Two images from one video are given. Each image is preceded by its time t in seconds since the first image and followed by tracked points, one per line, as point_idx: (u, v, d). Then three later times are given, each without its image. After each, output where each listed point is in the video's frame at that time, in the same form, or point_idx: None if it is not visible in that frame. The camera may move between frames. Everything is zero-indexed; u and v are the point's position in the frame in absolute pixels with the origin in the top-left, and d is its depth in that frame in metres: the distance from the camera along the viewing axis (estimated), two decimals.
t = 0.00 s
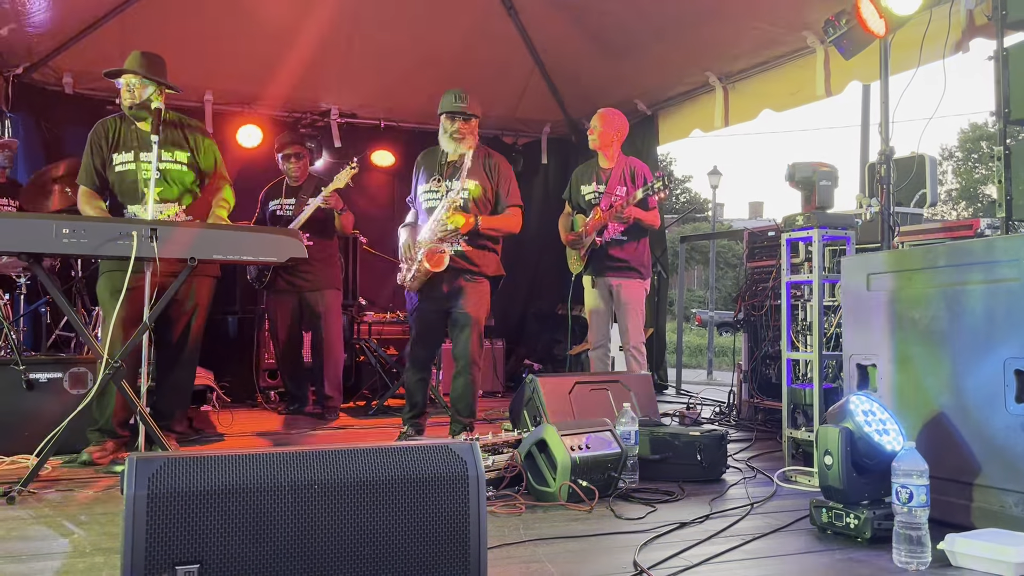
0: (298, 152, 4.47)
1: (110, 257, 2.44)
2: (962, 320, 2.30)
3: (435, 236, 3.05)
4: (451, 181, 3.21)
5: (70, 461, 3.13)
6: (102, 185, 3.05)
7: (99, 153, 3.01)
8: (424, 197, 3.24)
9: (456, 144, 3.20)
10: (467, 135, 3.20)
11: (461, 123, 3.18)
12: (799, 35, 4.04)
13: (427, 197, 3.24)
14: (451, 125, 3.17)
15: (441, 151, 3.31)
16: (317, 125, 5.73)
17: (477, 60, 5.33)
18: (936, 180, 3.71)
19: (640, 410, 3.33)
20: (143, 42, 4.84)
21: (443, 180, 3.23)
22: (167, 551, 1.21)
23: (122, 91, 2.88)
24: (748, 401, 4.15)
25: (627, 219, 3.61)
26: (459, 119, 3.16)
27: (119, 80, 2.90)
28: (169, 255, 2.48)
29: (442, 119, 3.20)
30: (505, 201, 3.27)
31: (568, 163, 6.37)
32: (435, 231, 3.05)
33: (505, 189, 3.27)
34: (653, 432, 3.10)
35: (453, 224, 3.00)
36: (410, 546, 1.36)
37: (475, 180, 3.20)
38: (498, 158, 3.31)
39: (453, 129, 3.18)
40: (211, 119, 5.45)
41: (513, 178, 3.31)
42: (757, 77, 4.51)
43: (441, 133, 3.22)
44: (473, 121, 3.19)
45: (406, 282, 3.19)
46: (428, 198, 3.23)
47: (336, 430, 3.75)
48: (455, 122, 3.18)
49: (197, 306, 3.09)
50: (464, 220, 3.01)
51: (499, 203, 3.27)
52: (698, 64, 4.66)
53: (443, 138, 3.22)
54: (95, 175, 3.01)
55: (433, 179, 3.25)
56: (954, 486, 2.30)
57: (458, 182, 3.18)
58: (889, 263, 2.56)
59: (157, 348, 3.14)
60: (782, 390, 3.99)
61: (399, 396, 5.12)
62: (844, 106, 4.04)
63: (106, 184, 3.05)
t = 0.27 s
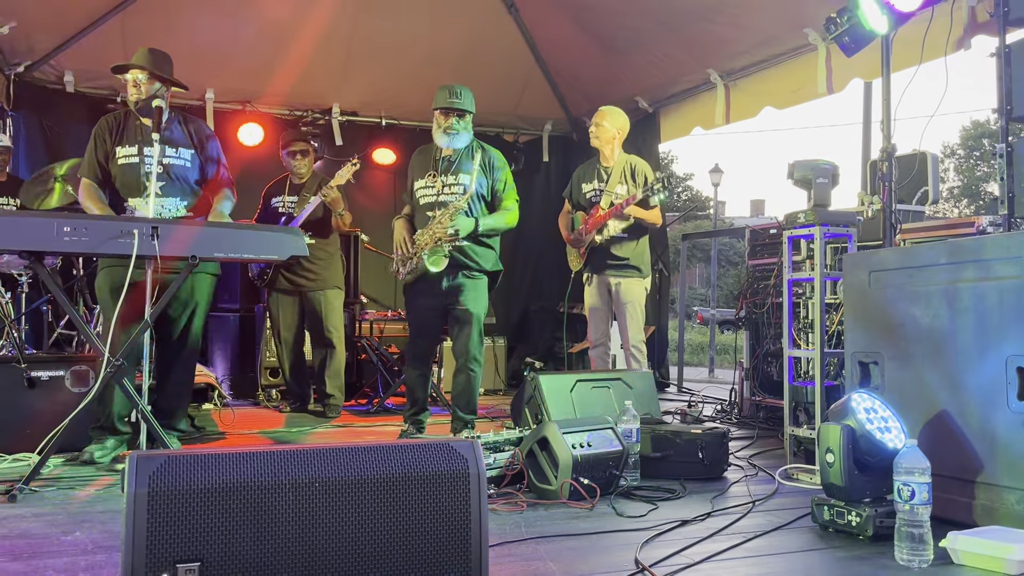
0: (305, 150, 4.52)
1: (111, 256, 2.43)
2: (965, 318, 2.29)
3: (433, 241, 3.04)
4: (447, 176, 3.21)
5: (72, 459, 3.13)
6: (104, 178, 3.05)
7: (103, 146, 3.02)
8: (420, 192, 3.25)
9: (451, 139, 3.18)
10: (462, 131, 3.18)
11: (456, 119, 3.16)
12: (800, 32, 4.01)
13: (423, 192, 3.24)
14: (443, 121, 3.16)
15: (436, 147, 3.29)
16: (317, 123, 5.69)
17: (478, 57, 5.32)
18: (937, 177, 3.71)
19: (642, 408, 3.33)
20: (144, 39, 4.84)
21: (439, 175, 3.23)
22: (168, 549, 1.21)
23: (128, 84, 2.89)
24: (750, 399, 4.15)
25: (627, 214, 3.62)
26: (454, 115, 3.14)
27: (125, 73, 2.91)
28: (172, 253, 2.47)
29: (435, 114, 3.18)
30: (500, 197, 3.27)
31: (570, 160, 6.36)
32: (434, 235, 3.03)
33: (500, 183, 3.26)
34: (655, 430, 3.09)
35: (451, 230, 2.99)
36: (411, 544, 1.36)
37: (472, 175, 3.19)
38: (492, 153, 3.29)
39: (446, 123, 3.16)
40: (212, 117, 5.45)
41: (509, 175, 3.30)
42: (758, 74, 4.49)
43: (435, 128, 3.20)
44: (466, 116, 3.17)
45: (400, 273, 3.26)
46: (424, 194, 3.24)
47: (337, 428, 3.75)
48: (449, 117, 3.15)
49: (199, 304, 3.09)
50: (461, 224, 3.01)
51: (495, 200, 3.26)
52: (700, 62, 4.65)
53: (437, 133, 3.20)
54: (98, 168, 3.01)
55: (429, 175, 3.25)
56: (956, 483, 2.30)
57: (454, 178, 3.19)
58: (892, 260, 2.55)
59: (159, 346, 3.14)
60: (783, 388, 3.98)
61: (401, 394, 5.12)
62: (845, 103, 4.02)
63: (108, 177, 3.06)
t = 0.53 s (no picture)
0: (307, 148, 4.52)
1: (112, 255, 2.43)
2: (968, 317, 2.29)
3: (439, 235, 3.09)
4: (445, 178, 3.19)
5: (74, 459, 3.13)
6: (104, 182, 3.05)
7: (102, 150, 3.02)
8: (416, 194, 3.24)
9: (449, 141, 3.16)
10: (459, 132, 3.17)
11: (453, 121, 3.14)
12: (802, 30, 4.00)
13: (421, 194, 3.23)
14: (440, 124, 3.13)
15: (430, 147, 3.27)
16: (320, 122, 5.70)
17: (479, 55, 5.32)
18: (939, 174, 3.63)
19: (643, 407, 3.33)
20: (145, 38, 4.84)
21: (435, 176, 3.21)
22: (170, 548, 1.21)
23: (124, 89, 2.88)
24: (751, 398, 4.14)
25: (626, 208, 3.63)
26: (451, 117, 3.12)
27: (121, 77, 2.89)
28: (173, 252, 2.48)
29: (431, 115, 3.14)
30: (497, 196, 3.28)
31: (571, 159, 6.35)
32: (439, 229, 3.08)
33: (496, 184, 3.28)
34: (656, 429, 3.09)
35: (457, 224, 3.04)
36: (413, 543, 1.36)
37: (470, 176, 3.20)
38: (487, 153, 3.29)
39: (444, 125, 3.13)
40: (213, 116, 5.45)
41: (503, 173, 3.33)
42: (760, 72, 4.48)
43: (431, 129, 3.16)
44: (463, 118, 3.15)
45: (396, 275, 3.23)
46: (421, 196, 3.22)
47: (339, 427, 3.75)
48: (447, 119, 3.13)
49: (201, 303, 3.10)
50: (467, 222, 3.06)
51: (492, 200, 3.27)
52: (701, 60, 4.64)
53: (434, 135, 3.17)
54: (97, 172, 3.01)
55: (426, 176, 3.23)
56: (959, 483, 2.29)
57: (454, 180, 3.18)
58: (894, 259, 2.55)
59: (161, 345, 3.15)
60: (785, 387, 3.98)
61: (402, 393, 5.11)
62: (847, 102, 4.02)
63: (108, 181, 3.05)
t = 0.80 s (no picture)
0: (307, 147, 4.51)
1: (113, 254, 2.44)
2: (969, 316, 2.29)
3: (449, 225, 3.10)
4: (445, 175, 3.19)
5: (75, 458, 3.13)
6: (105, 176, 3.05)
7: (105, 142, 3.02)
8: (415, 191, 3.19)
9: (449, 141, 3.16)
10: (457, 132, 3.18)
11: (454, 119, 3.14)
12: (803, 30, 3.99)
13: (418, 191, 3.19)
14: (440, 121, 3.12)
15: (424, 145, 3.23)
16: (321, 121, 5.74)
17: (480, 54, 5.32)
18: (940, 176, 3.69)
19: (644, 406, 3.33)
20: (147, 37, 4.84)
21: (436, 174, 3.19)
22: (171, 548, 1.21)
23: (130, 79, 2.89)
24: (752, 398, 4.14)
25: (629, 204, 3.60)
26: (452, 115, 3.12)
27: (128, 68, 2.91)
28: (173, 251, 2.49)
29: (430, 114, 3.13)
30: (490, 195, 3.32)
31: (572, 159, 6.35)
32: (448, 220, 3.11)
33: (487, 183, 3.31)
34: (656, 428, 3.10)
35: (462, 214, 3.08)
36: (414, 542, 1.36)
37: (468, 175, 3.21)
38: (477, 150, 3.33)
39: (444, 125, 3.13)
40: (214, 115, 5.45)
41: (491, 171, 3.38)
42: (761, 72, 4.47)
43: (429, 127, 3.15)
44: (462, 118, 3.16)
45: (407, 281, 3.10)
46: (420, 193, 3.18)
47: (339, 426, 3.75)
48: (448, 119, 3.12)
49: (202, 302, 3.10)
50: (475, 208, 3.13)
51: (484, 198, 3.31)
52: (702, 60, 4.64)
53: (433, 132, 3.16)
54: (99, 165, 3.00)
55: (423, 174, 3.19)
56: (959, 483, 2.29)
57: (454, 176, 3.19)
58: (894, 259, 2.55)
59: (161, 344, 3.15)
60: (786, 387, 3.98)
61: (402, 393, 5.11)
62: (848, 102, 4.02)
63: (109, 173, 3.04)
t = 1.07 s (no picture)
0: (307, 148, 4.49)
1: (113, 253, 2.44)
2: (970, 316, 2.28)
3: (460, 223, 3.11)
4: (443, 179, 3.22)
5: (75, 456, 3.13)
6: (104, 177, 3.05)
7: (103, 143, 3.01)
8: (417, 196, 3.18)
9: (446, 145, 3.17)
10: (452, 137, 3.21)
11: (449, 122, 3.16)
12: (805, 30, 3.99)
13: (419, 194, 3.18)
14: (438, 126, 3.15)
15: (417, 148, 3.23)
16: (322, 121, 5.70)
17: (481, 54, 5.32)
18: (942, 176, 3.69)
19: (644, 406, 3.32)
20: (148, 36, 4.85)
21: (435, 178, 3.20)
22: (170, 546, 1.21)
23: (128, 82, 2.88)
24: (752, 397, 4.14)
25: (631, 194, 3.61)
26: (450, 119, 3.15)
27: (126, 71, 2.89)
28: (173, 250, 2.49)
29: (426, 120, 3.14)
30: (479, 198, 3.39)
31: (573, 159, 6.35)
32: (458, 218, 3.12)
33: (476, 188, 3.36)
34: (657, 428, 3.10)
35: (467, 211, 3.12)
36: (414, 540, 1.36)
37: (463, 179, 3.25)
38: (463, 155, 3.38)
39: (441, 130, 3.14)
40: (215, 114, 5.45)
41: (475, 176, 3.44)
42: (761, 72, 4.47)
43: (426, 133, 3.14)
44: (457, 122, 3.19)
45: (431, 287, 3.07)
46: (419, 197, 3.18)
47: (340, 425, 3.76)
48: (445, 120, 3.14)
49: (203, 301, 3.11)
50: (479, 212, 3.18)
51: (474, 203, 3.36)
52: (703, 60, 4.64)
53: (428, 136, 3.15)
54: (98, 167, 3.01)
55: (421, 178, 3.20)
56: (959, 483, 2.29)
57: (452, 179, 3.23)
58: (896, 258, 2.55)
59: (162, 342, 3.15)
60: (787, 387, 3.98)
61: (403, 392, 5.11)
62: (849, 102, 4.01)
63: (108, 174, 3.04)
